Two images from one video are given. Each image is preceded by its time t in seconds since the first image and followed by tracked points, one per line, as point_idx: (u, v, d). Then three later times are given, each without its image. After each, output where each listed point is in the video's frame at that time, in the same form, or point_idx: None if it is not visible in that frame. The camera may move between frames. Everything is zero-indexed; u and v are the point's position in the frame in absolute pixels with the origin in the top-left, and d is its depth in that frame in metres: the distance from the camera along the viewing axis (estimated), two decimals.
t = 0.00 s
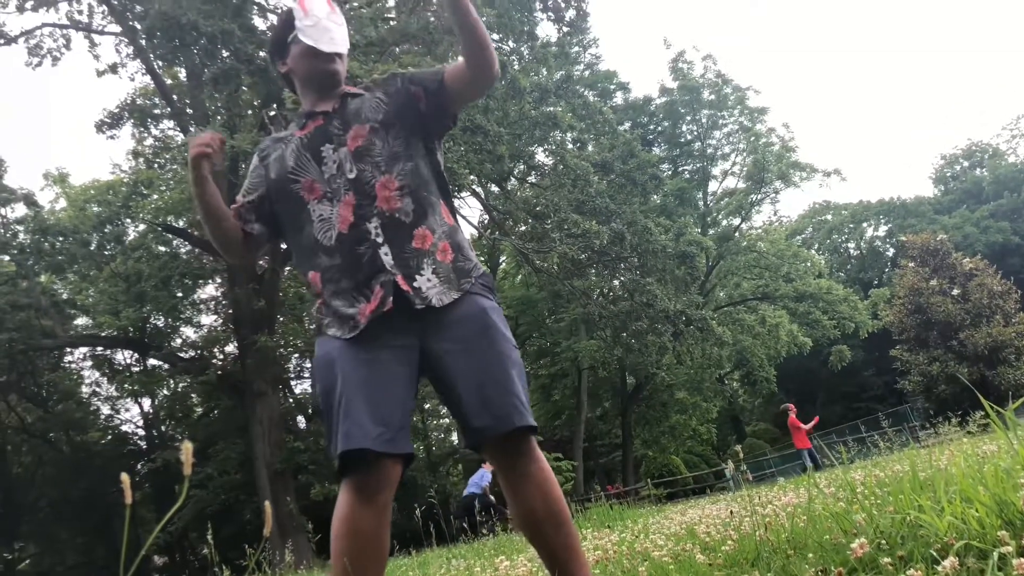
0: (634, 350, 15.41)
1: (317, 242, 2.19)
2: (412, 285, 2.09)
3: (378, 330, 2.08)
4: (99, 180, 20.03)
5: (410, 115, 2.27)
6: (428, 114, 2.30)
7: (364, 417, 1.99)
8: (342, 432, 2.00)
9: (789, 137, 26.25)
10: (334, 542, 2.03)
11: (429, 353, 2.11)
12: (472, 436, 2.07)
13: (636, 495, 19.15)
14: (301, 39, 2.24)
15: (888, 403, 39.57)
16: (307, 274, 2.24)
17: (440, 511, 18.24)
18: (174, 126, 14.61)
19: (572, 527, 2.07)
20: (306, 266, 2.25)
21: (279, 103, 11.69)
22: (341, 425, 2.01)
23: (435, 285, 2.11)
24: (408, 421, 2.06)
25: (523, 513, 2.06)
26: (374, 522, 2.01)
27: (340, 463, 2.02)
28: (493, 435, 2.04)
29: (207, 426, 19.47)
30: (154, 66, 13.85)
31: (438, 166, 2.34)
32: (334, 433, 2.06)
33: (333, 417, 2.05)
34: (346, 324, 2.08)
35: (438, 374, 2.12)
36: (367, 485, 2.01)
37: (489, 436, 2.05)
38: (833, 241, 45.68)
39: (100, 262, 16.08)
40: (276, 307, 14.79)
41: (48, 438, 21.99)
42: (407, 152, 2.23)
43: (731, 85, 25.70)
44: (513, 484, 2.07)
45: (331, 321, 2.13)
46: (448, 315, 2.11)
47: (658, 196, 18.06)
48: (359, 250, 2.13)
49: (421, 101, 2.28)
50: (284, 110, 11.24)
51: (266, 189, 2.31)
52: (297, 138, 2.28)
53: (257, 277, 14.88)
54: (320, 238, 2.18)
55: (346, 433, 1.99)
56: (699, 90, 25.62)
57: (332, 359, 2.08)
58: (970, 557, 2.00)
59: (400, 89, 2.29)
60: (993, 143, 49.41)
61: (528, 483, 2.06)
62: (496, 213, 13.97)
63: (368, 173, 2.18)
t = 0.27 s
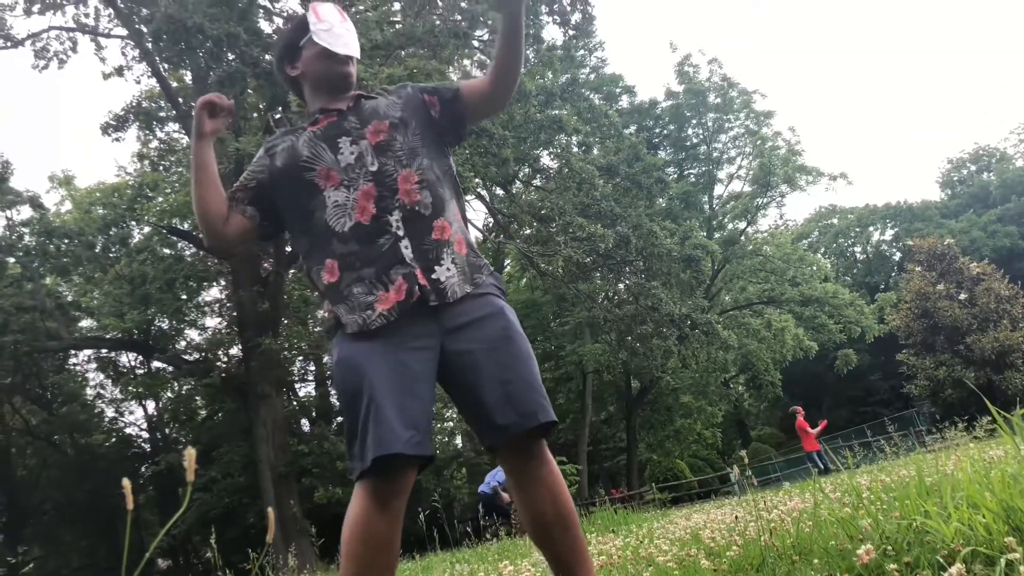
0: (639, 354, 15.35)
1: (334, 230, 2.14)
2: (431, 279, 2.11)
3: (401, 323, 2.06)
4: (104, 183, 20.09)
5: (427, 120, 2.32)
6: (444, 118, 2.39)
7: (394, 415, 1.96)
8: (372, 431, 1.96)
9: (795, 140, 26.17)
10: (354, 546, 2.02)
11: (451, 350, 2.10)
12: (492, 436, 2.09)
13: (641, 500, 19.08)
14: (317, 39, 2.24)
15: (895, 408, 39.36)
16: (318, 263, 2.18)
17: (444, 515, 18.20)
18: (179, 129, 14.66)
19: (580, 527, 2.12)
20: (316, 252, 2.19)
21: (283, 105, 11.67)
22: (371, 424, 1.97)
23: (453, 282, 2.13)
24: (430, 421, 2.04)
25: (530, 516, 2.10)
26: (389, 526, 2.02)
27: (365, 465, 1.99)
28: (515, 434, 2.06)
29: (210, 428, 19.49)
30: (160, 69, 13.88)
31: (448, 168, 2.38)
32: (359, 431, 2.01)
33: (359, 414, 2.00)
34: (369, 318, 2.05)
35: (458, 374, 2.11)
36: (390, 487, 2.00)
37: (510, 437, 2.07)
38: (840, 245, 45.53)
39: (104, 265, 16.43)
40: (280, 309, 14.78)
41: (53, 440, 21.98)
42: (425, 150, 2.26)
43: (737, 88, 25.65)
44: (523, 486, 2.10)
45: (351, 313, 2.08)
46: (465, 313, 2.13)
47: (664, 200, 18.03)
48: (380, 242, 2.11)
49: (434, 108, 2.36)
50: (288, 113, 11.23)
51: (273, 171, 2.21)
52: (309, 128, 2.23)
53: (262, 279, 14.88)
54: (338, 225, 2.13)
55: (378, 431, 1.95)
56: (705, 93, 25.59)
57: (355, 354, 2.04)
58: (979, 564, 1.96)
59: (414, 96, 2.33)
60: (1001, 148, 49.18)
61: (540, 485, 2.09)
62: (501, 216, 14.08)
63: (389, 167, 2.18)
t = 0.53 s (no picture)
0: (640, 356, 15.38)
1: (348, 219, 2.14)
2: (446, 273, 2.17)
3: (419, 316, 2.09)
4: (105, 186, 20.13)
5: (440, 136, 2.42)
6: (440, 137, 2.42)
7: (417, 411, 1.98)
8: (393, 430, 1.97)
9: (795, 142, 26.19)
10: (366, 547, 2.01)
11: (465, 345, 2.13)
12: (500, 438, 2.10)
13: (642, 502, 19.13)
14: (324, 44, 2.31)
15: (896, 410, 39.34)
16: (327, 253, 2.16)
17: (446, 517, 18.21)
18: (180, 132, 14.69)
19: (582, 531, 2.12)
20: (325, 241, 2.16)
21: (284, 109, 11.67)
22: (392, 423, 1.98)
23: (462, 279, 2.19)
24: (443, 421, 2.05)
25: (534, 518, 2.10)
26: (396, 529, 2.03)
27: (382, 464, 1.99)
28: (524, 434, 2.09)
29: (211, 431, 19.53)
30: (160, 72, 13.90)
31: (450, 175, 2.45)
32: (376, 428, 2.01)
33: (378, 412, 2.00)
34: (386, 310, 2.06)
35: (469, 373, 2.13)
36: (406, 486, 2.01)
37: (519, 437, 2.09)
38: (840, 246, 45.57)
39: (105, 269, 16.08)
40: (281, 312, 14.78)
41: (53, 445, 22.05)
42: (434, 153, 2.32)
43: (737, 89, 25.67)
44: (527, 488, 2.11)
45: (366, 304, 2.08)
46: (475, 313, 2.17)
47: (665, 202, 18.07)
48: (398, 235, 2.14)
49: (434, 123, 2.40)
50: (289, 117, 11.24)
51: (282, 157, 2.18)
52: (321, 122, 2.24)
53: (262, 282, 14.90)
54: (353, 214, 2.14)
55: (400, 431, 1.96)
56: (705, 95, 25.64)
57: (373, 349, 2.04)
58: (978, 569, 1.97)
59: (418, 109, 2.41)
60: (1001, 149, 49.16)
61: (546, 487, 2.10)
62: (502, 218, 14.10)
63: (403, 163, 2.23)
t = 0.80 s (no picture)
0: (635, 366, 15.39)
1: (357, 216, 2.15)
2: (455, 276, 2.23)
3: (430, 319, 2.12)
4: (99, 197, 20.11)
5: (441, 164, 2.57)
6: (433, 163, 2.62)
7: (430, 416, 2.00)
8: (407, 436, 1.98)
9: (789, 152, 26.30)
10: (367, 554, 2.00)
11: (472, 350, 2.17)
12: (500, 448, 2.10)
13: (638, 512, 19.09)
14: (328, 56, 2.34)
15: (891, 419, 39.38)
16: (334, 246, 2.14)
17: (441, 528, 18.15)
18: (175, 142, 14.67)
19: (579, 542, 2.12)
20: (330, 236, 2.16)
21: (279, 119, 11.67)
22: (404, 429, 1.98)
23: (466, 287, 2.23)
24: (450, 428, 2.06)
25: (532, 528, 2.09)
26: (394, 539, 2.03)
27: (391, 469, 1.98)
28: (528, 442, 2.10)
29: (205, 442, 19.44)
30: (155, 83, 13.90)
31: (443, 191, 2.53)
32: (385, 435, 1.99)
33: (389, 416, 1.99)
34: (400, 310, 2.08)
35: (473, 379, 2.15)
36: (411, 492, 2.01)
37: (522, 445, 2.09)
38: (834, 256, 45.70)
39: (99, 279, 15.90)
40: (276, 323, 14.74)
41: (46, 457, 22.01)
42: (435, 165, 2.41)
43: (730, 99, 25.79)
44: (526, 496, 2.10)
45: (378, 302, 2.08)
46: (477, 321, 2.21)
47: (659, 211, 18.10)
48: (409, 236, 2.18)
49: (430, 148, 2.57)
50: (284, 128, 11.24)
51: (292, 153, 2.18)
52: (332, 124, 2.28)
53: (257, 293, 14.85)
54: (364, 212, 2.16)
55: (414, 437, 1.97)
56: (699, 105, 25.76)
57: (385, 350, 2.04)
58: None
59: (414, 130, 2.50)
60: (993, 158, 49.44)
61: (545, 495, 2.10)
62: (496, 229, 13.89)
63: (413, 171, 2.30)
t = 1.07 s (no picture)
0: (631, 373, 15.43)
1: (369, 215, 2.18)
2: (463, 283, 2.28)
3: (439, 323, 2.15)
4: (95, 205, 20.12)
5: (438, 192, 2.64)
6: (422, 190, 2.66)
7: (439, 425, 2.01)
8: (417, 444, 1.98)
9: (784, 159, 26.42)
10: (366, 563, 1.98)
11: (476, 355, 2.21)
12: (499, 457, 2.11)
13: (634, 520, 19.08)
14: (330, 67, 2.33)
15: (887, 426, 39.43)
16: (343, 243, 2.15)
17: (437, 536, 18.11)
18: (170, 151, 14.69)
19: (574, 552, 2.11)
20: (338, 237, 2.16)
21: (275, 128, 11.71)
22: (416, 436, 1.99)
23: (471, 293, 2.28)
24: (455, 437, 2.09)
25: (526, 538, 2.09)
26: (393, 551, 2.03)
27: (397, 478, 1.98)
28: (528, 450, 2.12)
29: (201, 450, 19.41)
30: (151, 92, 13.93)
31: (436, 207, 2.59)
32: (393, 443, 1.99)
33: (399, 424, 1.98)
34: (412, 314, 2.10)
35: (476, 387, 2.18)
36: (412, 501, 2.02)
37: (523, 453, 2.12)
38: (829, 263, 45.84)
39: (95, 288, 15.94)
40: (271, 331, 14.75)
41: (41, 466, 21.86)
42: (435, 180, 2.48)
43: (725, 107, 25.91)
44: (522, 504, 2.10)
45: (389, 304, 2.10)
46: (478, 331, 2.26)
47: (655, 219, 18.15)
48: (419, 240, 2.22)
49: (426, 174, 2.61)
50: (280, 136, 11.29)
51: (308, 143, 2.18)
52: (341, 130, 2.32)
53: (252, 301, 14.86)
54: (376, 213, 2.19)
55: (425, 446, 1.98)
56: (694, 114, 25.87)
57: (396, 354, 2.04)
58: None
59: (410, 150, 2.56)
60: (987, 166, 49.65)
61: (541, 504, 2.10)
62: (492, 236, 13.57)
63: (420, 182, 2.36)
